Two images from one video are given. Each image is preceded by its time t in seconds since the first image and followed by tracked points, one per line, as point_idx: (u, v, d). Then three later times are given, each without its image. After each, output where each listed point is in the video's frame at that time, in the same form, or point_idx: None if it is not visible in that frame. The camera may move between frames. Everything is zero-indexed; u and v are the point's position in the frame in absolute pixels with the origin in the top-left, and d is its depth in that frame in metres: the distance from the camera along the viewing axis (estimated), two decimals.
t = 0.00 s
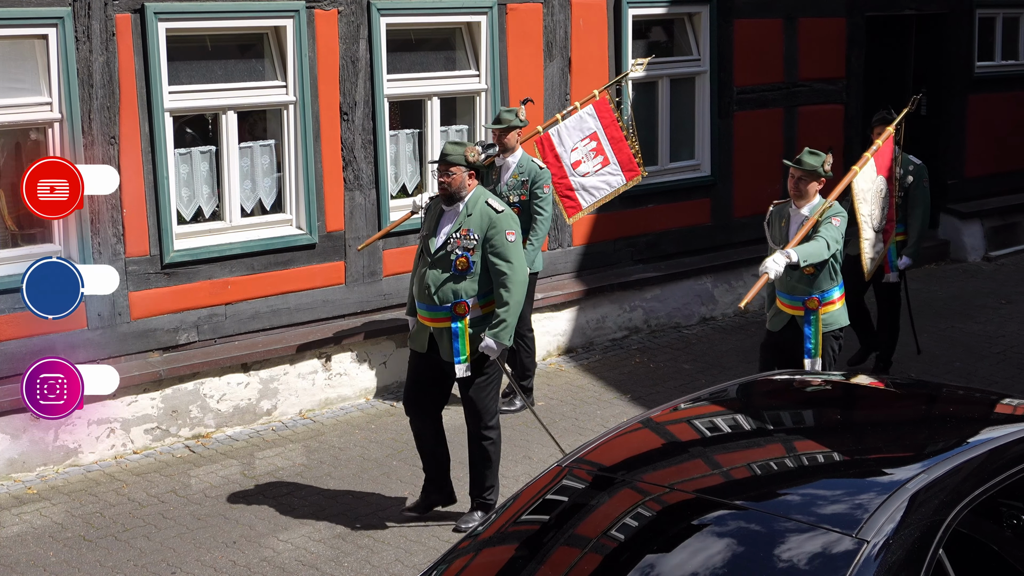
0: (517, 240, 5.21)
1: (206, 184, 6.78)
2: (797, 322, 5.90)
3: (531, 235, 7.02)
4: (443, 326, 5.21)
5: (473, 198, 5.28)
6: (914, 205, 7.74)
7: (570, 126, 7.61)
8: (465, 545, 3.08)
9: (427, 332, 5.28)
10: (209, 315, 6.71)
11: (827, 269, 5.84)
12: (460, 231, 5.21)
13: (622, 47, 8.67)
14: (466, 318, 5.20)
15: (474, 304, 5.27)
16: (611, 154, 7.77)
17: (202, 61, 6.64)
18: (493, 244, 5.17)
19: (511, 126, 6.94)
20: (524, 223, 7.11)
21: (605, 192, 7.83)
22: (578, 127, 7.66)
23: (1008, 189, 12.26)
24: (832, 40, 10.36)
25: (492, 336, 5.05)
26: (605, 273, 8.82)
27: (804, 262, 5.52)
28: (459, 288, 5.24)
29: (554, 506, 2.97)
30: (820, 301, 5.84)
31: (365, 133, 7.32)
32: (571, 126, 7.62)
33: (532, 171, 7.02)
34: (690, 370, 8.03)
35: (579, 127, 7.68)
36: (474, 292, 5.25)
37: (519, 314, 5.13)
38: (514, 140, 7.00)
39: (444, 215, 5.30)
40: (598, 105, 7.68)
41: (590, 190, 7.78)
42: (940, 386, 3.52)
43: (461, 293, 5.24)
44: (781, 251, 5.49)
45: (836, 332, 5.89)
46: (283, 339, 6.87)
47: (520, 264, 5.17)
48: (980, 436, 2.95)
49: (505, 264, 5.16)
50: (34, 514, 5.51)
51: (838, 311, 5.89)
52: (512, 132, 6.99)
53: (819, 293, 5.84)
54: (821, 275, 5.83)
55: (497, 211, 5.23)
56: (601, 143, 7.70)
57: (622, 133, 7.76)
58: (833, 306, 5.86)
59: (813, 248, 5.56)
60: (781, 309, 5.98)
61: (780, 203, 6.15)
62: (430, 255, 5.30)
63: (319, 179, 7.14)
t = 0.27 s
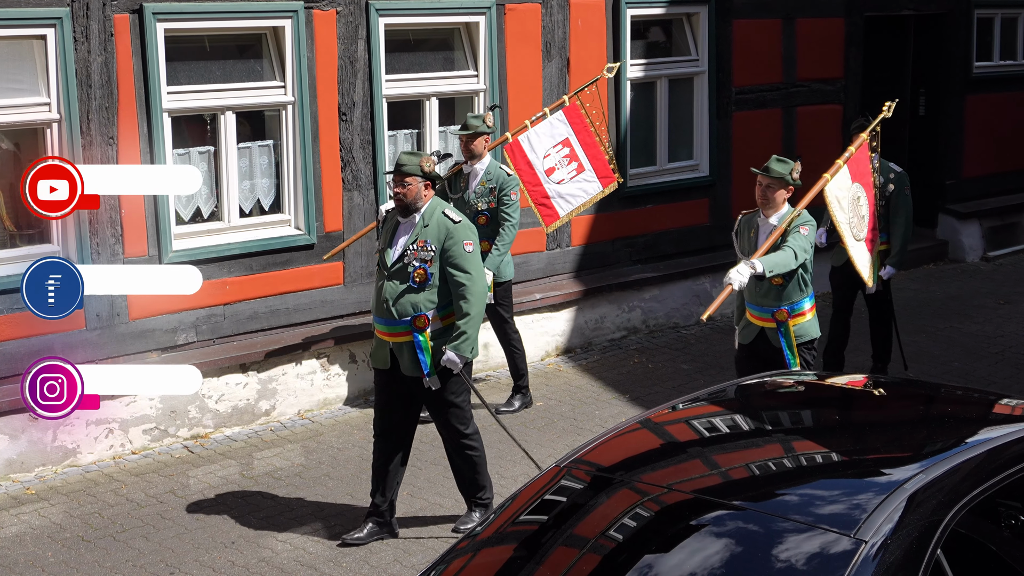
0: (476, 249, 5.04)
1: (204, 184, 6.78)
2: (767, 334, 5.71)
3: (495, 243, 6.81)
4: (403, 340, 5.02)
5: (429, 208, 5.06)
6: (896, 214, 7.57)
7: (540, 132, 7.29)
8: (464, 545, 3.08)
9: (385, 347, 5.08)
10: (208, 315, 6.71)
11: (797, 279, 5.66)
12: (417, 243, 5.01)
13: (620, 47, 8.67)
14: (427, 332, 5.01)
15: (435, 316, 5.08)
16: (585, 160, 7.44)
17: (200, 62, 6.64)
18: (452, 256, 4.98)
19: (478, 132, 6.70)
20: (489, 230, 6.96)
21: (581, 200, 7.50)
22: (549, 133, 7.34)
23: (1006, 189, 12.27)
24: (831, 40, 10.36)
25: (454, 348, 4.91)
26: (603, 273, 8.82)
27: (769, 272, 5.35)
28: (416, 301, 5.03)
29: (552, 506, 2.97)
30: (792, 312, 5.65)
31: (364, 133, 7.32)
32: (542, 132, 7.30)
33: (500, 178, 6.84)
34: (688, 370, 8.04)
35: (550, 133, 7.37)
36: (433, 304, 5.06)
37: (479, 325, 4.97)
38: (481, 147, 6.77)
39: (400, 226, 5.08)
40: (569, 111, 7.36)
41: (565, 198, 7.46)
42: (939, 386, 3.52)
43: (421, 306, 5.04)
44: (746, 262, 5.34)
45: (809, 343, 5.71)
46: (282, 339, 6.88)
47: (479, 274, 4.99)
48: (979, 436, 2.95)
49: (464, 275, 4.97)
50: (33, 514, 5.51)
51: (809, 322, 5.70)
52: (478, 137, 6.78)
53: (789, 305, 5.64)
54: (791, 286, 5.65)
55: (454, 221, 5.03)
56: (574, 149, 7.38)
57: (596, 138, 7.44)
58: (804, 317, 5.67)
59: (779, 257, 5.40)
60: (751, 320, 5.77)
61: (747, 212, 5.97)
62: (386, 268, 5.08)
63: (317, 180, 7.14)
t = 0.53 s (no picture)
0: (436, 248, 5.03)
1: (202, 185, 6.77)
2: (730, 341, 5.43)
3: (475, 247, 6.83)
4: (360, 342, 4.96)
5: (386, 207, 5.03)
6: (874, 214, 7.38)
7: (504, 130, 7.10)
8: (462, 546, 3.08)
9: (344, 349, 5.03)
10: (207, 315, 6.71)
11: (763, 284, 5.33)
12: (375, 242, 4.96)
13: (619, 47, 8.67)
14: (384, 333, 4.95)
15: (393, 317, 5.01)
16: (550, 158, 7.26)
17: (199, 62, 6.64)
18: (412, 254, 4.96)
19: (441, 128, 6.63)
20: (461, 230, 6.97)
21: (545, 199, 7.31)
22: (513, 131, 7.15)
23: (1005, 189, 12.28)
24: (829, 40, 10.37)
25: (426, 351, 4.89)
26: (602, 274, 8.83)
27: (732, 277, 5.04)
28: (373, 301, 4.97)
29: (551, 507, 2.97)
30: (756, 317, 5.35)
31: (362, 133, 7.32)
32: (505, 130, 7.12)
33: (465, 176, 6.81)
34: (687, 370, 8.04)
35: (514, 131, 7.18)
36: (393, 304, 5.00)
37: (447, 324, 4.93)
38: (443, 144, 6.72)
39: (357, 225, 5.04)
40: (533, 109, 7.17)
41: (530, 197, 7.26)
42: (937, 386, 3.53)
43: (378, 306, 4.98)
44: (707, 267, 5.01)
45: (773, 350, 5.38)
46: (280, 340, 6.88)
47: (440, 273, 4.97)
48: (977, 436, 2.96)
49: (425, 274, 4.95)
50: (31, 515, 5.50)
51: (775, 328, 5.38)
52: (441, 135, 6.71)
53: (753, 310, 5.35)
54: (756, 291, 5.33)
55: (413, 220, 5.02)
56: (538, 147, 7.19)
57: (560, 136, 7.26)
58: (770, 322, 5.37)
59: (742, 262, 5.09)
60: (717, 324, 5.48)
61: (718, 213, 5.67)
62: (344, 269, 5.00)
63: (316, 180, 7.14)
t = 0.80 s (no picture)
0: (396, 263, 4.79)
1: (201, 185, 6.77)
2: (700, 350, 5.29)
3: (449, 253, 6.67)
4: (314, 356, 4.78)
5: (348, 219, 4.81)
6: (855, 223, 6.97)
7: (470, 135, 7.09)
8: (460, 545, 3.08)
9: (300, 361, 4.86)
10: (205, 315, 6.72)
11: (733, 295, 5.17)
12: (333, 255, 4.75)
13: (617, 47, 8.67)
14: (338, 347, 4.77)
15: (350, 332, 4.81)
16: (514, 164, 7.28)
17: (197, 62, 6.64)
18: (370, 269, 4.74)
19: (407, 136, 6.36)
20: (431, 236, 6.75)
21: (507, 205, 7.31)
22: (479, 137, 7.15)
23: (1003, 189, 12.28)
24: (827, 40, 10.38)
25: (382, 370, 4.71)
26: (600, 274, 8.83)
27: (699, 287, 4.91)
28: (328, 315, 4.77)
29: (548, 506, 2.97)
30: (727, 327, 5.20)
31: (360, 133, 7.32)
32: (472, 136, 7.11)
33: (433, 183, 6.59)
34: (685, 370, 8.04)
35: (480, 137, 7.17)
36: (349, 319, 4.80)
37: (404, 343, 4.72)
38: (410, 151, 6.51)
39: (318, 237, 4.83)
40: (500, 115, 7.19)
41: (491, 203, 7.25)
42: (935, 386, 3.53)
43: (335, 321, 4.78)
44: (674, 277, 4.88)
45: (743, 361, 5.21)
46: (278, 340, 6.88)
47: (400, 289, 4.75)
48: (974, 436, 2.96)
49: (383, 290, 4.72)
50: (29, 515, 5.50)
51: (746, 338, 5.22)
52: (407, 141, 6.49)
53: (724, 321, 5.20)
54: (726, 301, 5.18)
55: (373, 234, 4.80)
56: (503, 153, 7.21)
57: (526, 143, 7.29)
58: (740, 332, 5.21)
59: (710, 272, 4.95)
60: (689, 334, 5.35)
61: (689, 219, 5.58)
62: (302, 280, 4.82)
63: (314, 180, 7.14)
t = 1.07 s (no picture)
0: (353, 267, 4.72)
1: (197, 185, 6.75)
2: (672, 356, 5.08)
3: (404, 258, 6.50)
4: (270, 360, 4.71)
5: (306, 221, 4.75)
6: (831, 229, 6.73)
7: (440, 135, 6.86)
8: (457, 546, 3.08)
9: (255, 367, 4.76)
10: (202, 315, 6.70)
11: (705, 299, 5.00)
12: (289, 258, 4.68)
13: (615, 47, 8.67)
14: (293, 353, 4.68)
15: (305, 338, 4.73)
16: (486, 164, 7.06)
17: (194, 62, 6.64)
18: (324, 274, 4.66)
19: (375, 136, 6.31)
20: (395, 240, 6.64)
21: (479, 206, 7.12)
22: (450, 136, 6.92)
23: (1001, 189, 12.29)
24: (825, 40, 10.39)
25: (325, 373, 4.59)
26: (598, 274, 8.83)
27: (671, 292, 4.74)
28: (283, 320, 4.71)
29: (546, 507, 2.97)
30: (699, 333, 5.01)
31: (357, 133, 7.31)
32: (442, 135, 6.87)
33: (399, 186, 6.52)
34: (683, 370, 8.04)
35: (450, 136, 6.94)
36: (304, 325, 4.73)
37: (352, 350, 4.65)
38: (378, 153, 6.43)
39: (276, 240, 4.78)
40: (471, 113, 6.95)
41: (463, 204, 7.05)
42: (932, 386, 3.53)
43: (290, 326, 4.71)
44: (645, 282, 4.73)
45: (717, 367, 5.04)
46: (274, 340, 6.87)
47: (355, 295, 4.68)
48: (971, 436, 2.96)
49: (337, 295, 4.65)
50: (26, 516, 5.49)
51: (719, 344, 5.03)
52: (376, 142, 6.42)
53: (695, 325, 5.01)
54: (698, 306, 5.00)
55: (329, 237, 4.70)
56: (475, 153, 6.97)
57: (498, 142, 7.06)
58: (712, 338, 5.02)
59: (682, 276, 4.79)
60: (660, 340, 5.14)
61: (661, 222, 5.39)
62: (258, 283, 4.76)
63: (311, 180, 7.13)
